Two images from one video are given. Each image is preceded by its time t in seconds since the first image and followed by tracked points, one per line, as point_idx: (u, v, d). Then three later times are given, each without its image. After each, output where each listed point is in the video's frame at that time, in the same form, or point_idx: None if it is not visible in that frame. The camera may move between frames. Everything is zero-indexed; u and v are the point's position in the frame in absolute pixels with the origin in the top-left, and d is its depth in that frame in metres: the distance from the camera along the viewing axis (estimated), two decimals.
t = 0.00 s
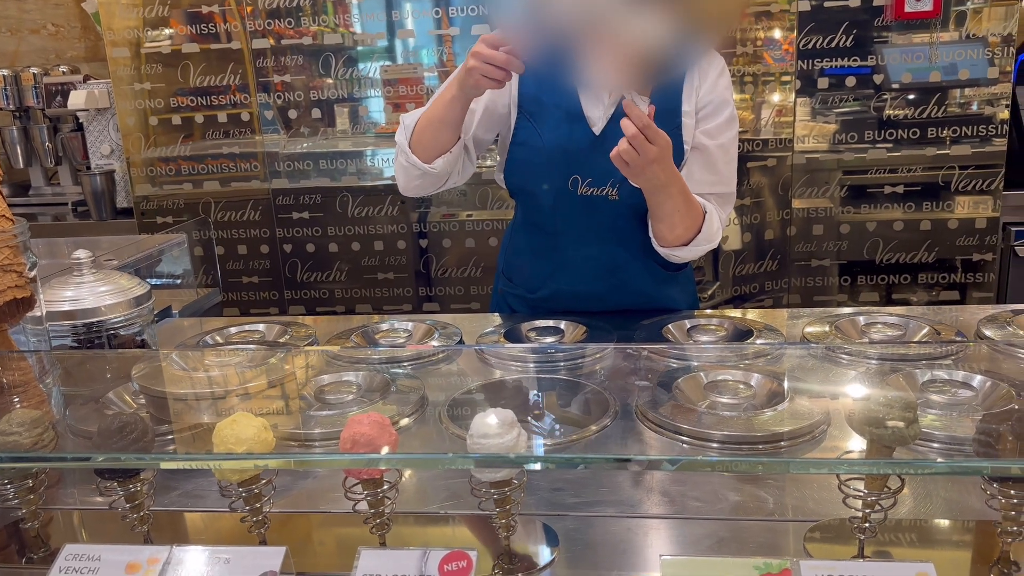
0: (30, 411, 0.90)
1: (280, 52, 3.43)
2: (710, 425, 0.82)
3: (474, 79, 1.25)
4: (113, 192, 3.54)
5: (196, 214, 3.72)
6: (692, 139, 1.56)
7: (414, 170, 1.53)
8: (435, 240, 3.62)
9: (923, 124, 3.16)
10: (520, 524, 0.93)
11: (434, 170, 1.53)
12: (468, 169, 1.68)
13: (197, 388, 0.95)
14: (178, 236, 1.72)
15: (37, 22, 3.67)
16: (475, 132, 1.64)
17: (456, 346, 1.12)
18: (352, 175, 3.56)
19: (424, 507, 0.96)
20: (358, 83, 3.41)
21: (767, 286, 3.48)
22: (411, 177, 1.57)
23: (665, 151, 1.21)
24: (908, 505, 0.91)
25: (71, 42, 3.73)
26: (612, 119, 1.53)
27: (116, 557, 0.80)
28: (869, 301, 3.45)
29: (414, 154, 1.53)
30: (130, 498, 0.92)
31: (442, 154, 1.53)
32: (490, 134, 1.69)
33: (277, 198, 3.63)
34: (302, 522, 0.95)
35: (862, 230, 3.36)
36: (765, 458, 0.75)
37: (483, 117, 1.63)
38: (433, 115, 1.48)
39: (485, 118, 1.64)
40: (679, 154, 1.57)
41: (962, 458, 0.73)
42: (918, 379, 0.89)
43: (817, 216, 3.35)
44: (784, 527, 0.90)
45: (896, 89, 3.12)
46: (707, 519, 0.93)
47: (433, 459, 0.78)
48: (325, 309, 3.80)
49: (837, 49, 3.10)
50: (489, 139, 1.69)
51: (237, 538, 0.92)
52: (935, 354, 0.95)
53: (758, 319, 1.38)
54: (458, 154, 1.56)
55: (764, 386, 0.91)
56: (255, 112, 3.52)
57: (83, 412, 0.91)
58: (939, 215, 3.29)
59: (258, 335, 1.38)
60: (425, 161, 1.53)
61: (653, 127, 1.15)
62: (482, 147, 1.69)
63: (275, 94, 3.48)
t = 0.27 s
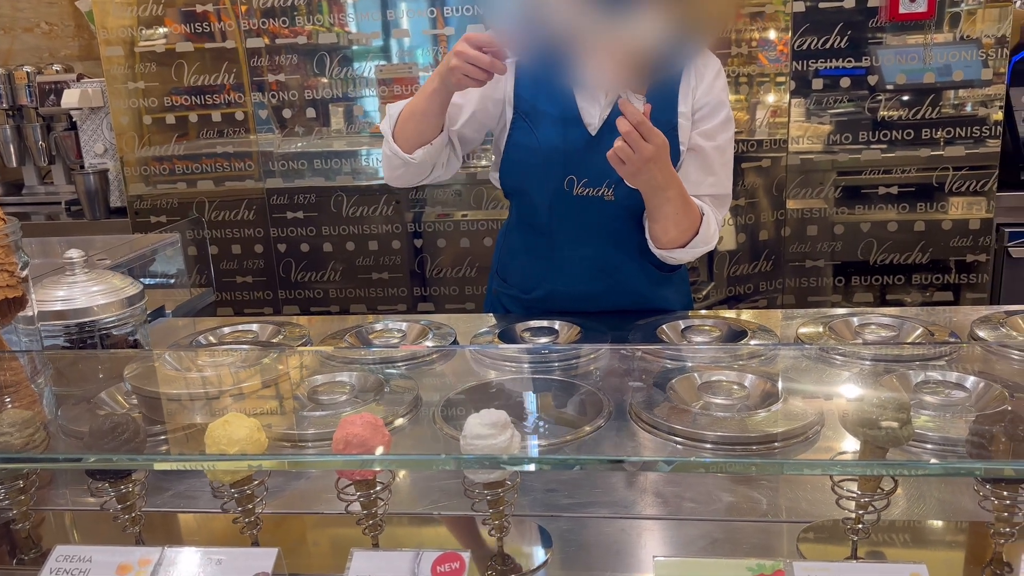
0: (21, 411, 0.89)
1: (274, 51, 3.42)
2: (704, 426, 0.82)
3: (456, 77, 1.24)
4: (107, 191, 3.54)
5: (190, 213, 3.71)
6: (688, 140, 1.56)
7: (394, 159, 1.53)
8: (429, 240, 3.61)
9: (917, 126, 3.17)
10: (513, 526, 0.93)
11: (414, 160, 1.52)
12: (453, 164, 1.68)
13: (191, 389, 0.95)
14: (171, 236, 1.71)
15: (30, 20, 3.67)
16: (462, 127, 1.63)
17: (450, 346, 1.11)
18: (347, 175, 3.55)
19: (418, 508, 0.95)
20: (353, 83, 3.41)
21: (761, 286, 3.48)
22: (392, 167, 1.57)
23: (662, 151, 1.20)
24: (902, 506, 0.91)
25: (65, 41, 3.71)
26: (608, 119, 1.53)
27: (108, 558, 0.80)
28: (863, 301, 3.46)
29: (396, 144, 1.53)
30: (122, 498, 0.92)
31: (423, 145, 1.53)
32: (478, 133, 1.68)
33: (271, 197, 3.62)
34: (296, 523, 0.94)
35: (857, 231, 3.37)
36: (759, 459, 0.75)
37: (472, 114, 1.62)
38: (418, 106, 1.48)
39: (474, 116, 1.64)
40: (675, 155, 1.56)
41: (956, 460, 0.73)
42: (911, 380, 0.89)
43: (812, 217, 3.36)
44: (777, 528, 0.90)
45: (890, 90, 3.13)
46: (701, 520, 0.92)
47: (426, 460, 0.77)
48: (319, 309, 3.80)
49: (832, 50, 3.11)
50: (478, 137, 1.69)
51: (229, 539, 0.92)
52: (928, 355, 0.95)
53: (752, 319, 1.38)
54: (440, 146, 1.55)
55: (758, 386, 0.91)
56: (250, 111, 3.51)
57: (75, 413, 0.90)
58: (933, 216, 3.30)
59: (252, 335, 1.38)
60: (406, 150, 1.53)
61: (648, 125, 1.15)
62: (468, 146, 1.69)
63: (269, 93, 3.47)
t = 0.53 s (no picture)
0: (16, 411, 0.89)
1: (271, 51, 3.42)
2: (699, 427, 0.82)
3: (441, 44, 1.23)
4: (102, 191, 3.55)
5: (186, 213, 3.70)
6: (688, 142, 1.57)
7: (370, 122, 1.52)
8: (426, 241, 3.61)
9: (913, 127, 3.18)
10: (509, 526, 0.93)
11: (389, 126, 1.51)
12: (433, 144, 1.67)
13: (187, 389, 0.95)
14: (167, 236, 1.71)
15: (26, 19, 3.64)
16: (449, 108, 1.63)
17: (447, 346, 1.11)
18: (344, 175, 3.55)
19: (414, 508, 0.95)
20: (350, 83, 3.41)
21: (757, 287, 3.49)
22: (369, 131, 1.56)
23: (653, 155, 1.20)
24: (897, 507, 0.91)
25: (61, 40, 3.71)
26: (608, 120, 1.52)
27: (103, 558, 0.80)
28: (859, 302, 3.47)
29: (375, 107, 1.52)
30: (118, 498, 0.91)
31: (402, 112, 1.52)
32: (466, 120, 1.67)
33: (268, 197, 3.61)
34: (292, 523, 0.94)
35: (853, 231, 3.38)
36: (754, 459, 0.75)
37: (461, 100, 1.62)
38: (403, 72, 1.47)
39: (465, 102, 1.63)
40: (674, 157, 1.57)
41: (951, 461, 0.73)
42: (906, 381, 0.89)
43: (808, 218, 3.37)
44: (773, 528, 0.90)
45: (886, 91, 3.14)
46: (696, 520, 0.93)
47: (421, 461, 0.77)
48: (315, 309, 3.79)
49: (828, 51, 3.12)
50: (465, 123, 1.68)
51: (226, 540, 0.91)
52: (924, 356, 0.95)
53: (748, 320, 1.38)
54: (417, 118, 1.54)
55: (754, 387, 0.92)
56: (246, 111, 3.50)
57: (71, 413, 0.90)
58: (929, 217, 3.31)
59: (248, 335, 1.38)
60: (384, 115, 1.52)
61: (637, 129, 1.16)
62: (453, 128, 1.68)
63: (266, 93, 3.47)
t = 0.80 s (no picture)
0: (10, 412, 0.89)
1: (268, 51, 3.41)
2: (695, 427, 0.82)
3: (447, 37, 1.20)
4: (99, 190, 3.56)
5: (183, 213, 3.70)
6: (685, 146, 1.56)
7: (374, 122, 1.47)
8: (423, 241, 3.61)
9: (909, 128, 3.18)
10: (505, 526, 0.93)
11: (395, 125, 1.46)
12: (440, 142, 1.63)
13: (182, 389, 0.94)
14: (163, 236, 1.70)
15: (22, 19, 3.62)
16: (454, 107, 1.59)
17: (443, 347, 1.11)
18: (341, 175, 3.55)
19: (409, 509, 0.96)
20: (347, 83, 3.40)
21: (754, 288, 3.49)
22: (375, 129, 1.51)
23: (640, 181, 1.22)
24: (892, 508, 0.92)
25: (57, 40, 3.70)
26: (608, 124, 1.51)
27: (98, 558, 0.80)
28: (855, 303, 3.48)
29: (380, 106, 1.47)
30: (112, 498, 0.91)
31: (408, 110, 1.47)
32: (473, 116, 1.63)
33: (264, 197, 3.61)
34: (288, 523, 0.94)
35: (849, 232, 3.38)
36: (749, 460, 0.75)
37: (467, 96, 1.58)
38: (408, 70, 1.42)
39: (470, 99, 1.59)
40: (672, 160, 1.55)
41: (946, 461, 0.73)
42: (902, 382, 0.89)
43: (804, 219, 3.37)
44: (768, 529, 0.90)
45: (883, 93, 3.15)
46: (692, 521, 0.93)
47: (417, 461, 0.77)
48: (312, 309, 3.79)
49: (825, 52, 3.12)
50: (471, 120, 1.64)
51: (221, 541, 0.91)
52: (919, 357, 0.95)
53: (744, 321, 1.38)
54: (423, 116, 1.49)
55: (750, 387, 0.92)
56: (243, 111, 3.50)
57: (66, 413, 0.90)
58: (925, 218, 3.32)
59: (244, 335, 1.37)
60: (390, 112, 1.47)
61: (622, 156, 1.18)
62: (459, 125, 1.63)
63: (263, 93, 3.46)
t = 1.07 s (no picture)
0: (7, 410, 0.89)
1: (266, 50, 3.41)
2: (692, 426, 0.82)
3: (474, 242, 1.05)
4: (95, 190, 3.56)
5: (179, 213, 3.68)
6: (688, 158, 1.56)
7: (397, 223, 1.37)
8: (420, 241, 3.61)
9: (906, 129, 3.19)
10: (502, 525, 0.93)
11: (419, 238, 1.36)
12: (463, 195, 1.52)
13: (179, 388, 0.94)
14: (160, 235, 1.70)
15: (20, 18, 3.64)
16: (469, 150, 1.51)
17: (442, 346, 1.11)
18: (338, 175, 3.54)
19: (407, 508, 0.95)
20: (345, 83, 3.40)
21: (751, 288, 3.49)
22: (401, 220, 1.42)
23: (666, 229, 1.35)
24: (889, 507, 0.92)
25: (55, 39, 3.69)
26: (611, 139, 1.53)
27: (94, 557, 0.79)
28: (852, 303, 3.48)
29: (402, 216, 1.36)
30: (109, 497, 0.91)
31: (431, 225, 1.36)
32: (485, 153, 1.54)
33: (262, 197, 3.61)
34: (285, 523, 0.94)
35: (846, 233, 3.39)
36: (746, 459, 0.75)
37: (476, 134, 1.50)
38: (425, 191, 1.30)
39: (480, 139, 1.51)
40: (676, 173, 1.56)
41: (943, 460, 0.73)
42: (898, 382, 0.89)
43: (801, 219, 3.38)
44: (766, 528, 0.90)
45: (880, 93, 3.15)
46: (688, 520, 0.93)
47: (414, 460, 0.77)
48: (309, 309, 3.78)
49: (822, 53, 3.13)
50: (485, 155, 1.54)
51: (218, 540, 0.91)
52: (916, 357, 0.96)
53: (741, 321, 1.38)
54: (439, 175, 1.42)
55: (746, 386, 0.92)
56: (240, 111, 3.50)
57: (63, 412, 0.89)
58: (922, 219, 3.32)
59: (241, 335, 1.37)
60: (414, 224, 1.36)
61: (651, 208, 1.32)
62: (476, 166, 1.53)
63: (260, 93, 3.46)
